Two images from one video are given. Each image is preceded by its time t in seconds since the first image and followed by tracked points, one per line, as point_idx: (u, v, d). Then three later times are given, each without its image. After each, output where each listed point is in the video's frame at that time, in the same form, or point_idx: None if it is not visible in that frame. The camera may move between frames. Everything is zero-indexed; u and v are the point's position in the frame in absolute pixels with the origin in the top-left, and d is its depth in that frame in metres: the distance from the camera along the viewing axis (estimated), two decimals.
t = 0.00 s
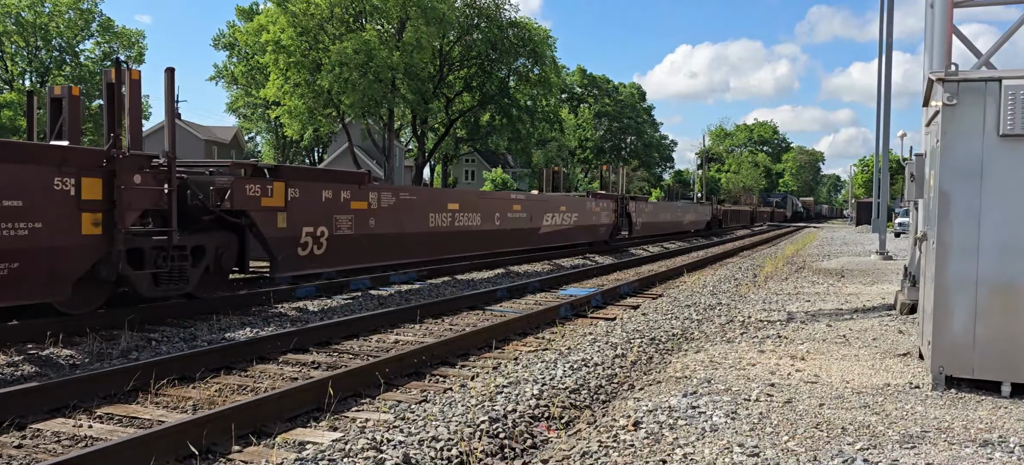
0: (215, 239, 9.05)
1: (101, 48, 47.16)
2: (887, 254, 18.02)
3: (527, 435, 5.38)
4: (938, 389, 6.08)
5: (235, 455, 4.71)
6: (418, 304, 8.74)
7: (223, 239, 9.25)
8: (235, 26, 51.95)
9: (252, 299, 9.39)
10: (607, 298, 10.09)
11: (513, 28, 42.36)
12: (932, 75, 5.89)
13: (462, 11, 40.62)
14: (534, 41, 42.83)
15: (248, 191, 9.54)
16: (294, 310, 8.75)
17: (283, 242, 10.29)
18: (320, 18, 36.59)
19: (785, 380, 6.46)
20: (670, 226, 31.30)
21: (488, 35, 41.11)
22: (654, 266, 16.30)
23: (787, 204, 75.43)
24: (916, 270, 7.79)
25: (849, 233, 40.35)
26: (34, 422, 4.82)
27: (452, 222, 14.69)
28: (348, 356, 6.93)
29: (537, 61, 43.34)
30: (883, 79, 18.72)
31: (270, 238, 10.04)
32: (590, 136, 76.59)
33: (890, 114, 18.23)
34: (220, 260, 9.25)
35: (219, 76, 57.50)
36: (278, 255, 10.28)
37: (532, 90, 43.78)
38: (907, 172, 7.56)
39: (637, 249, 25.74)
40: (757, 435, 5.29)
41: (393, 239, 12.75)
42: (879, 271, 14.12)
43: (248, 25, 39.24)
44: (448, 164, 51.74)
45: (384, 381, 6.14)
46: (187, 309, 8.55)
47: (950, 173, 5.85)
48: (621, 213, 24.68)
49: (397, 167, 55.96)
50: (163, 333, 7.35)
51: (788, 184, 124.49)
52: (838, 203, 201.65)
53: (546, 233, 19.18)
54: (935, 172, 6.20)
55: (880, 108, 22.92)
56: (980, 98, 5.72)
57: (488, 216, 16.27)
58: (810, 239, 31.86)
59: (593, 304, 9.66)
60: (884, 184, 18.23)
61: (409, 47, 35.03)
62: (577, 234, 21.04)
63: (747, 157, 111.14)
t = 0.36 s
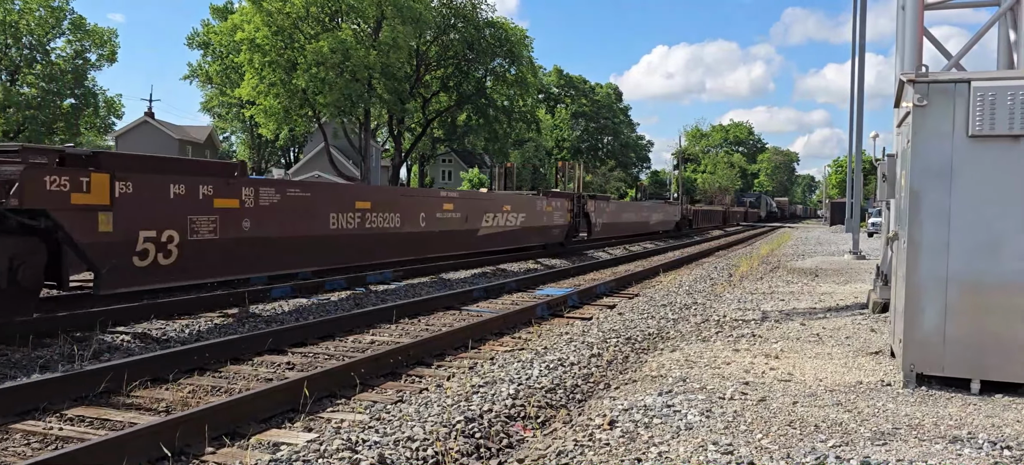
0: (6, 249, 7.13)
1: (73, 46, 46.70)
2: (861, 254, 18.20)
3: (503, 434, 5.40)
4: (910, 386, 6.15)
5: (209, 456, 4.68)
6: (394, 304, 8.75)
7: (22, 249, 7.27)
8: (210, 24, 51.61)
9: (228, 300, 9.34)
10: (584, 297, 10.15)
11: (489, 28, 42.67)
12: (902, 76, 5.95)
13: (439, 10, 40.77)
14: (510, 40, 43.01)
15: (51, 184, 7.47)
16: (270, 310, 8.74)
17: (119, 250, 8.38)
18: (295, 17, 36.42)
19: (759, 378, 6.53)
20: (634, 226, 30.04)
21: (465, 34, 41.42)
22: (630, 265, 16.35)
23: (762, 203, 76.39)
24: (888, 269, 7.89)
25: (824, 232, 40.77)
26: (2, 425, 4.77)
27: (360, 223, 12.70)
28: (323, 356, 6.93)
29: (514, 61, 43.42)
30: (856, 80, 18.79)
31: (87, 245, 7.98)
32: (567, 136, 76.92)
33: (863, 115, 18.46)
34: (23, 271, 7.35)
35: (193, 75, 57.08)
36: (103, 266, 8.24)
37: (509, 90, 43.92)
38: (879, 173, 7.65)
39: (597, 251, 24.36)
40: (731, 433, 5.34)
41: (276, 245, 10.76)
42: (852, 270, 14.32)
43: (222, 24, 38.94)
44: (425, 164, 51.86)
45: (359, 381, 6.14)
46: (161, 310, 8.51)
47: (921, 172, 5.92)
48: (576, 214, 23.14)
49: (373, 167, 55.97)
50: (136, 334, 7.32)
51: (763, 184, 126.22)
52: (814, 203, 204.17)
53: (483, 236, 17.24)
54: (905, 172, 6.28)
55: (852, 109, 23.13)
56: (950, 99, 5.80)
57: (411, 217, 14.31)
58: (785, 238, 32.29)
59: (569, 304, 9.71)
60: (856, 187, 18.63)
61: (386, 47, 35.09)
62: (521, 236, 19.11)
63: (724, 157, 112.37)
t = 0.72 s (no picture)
0: None
1: (45, 46, 46.45)
2: (835, 255, 18.39)
3: (480, 436, 5.40)
4: (882, 385, 6.22)
5: (183, 459, 4.64)
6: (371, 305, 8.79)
7: None
8: (184, 24, 51.36)
9: (204, 302, 9.31)
10: (561, 298, 10.20)
11: (467, 29, 43.25)
12: (875, 79, 6.01)
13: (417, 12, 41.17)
14: (488, 41, 43.78)
15: None
16: (246, 312, 8.71)
17: None
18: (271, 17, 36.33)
19: (735, 378, 6.59)
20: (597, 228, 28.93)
21: (443, 36, 41.98)
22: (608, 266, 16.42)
23: (739, 205, 77.29)
24: (862, 269, 8.01)
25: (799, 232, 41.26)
26: None
27: (240, 227, 11.11)
28: (299, 357, 6.95)
29: (491, 62, 44.21)
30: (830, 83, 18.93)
31: None
32: (545, 137, 77.15)
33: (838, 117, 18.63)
34: None
35: (167, 75, 56.73)
36: None
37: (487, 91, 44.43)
38: (853, 174, 7.75)
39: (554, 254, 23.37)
40: (707, 432, 5.37)
41: (112, 254, 9.07)
42: (826, 270, 14.52)
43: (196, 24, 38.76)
44: (403, 165, 52.00)
45: (335, 383, 6.12)
46: (136, 313, 8.45)
47: (893, 173, 5.97)
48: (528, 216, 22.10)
49: (351, 168, 55.99)
50: (109, 337, 7.27)
51: (739, 185, 127.86)
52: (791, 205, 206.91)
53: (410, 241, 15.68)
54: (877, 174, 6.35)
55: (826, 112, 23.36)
56: (921, 101, 5.86)
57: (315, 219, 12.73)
58: (761, 239, 32.69)
59: (547, 304, 9.75)
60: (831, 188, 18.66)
61: (363, 48, 35.22)
62: (458, 240, 17.59)
63: (701, 158, 113.51)
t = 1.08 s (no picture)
0: None
1: (24, 46, 46.14)
2: (817, 256, 18.54)
3: (463, 437, 5.38)
4: (862, 385, 6.27)
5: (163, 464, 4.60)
6: (354, 308, 8.83)
7: None
8: (166, 25, 51.13)
9: (186, 304, 9.28)
10: (545, 300, 10.26)
11: (450, 30, 43.44)
12: (854, 82, 6.06)
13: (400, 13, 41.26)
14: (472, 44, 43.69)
15: None
16: (228, 315, 8.75)
17: None
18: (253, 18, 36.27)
19: (717, 379, 6.64)
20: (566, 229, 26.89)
21: (427, 37, 42.00)
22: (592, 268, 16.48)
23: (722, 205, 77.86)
24: (842, 270, 8.10)
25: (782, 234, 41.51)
26: None
27: (69, 233, 8.42)
28: (282, 361, 6.98)
29: (476, 64, 44.22)
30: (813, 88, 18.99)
31: None
32: (529, 139, 77.17)
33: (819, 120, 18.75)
34: None
35: (148, 76, 56.49)
36: None
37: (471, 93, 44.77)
38: (834, 175, 7.80)
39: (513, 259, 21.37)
40: (689, 432, 5.40)
41: None
42: (809, 271, 14.65)
43: (177, 25, 38.54)
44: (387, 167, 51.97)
45: (318, 386, 6.12)
46: (117, 315, 8.42)
47: (873, 174, 6.00)
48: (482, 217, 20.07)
49: (334, 169, 56.01)
50: (89, 341, 7.26)
51: (722, 186, 128.88)
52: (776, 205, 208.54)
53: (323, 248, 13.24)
54: (857, 176, 6.39)
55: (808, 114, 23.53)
56: (900, 103, 5.90)
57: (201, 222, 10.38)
58: (745, 239, 32.97)
59: (531, 306, 9.79)
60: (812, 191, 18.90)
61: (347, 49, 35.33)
62: (392, 246, 15.31)
63: (685, 160, 114.28)
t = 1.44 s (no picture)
0: None
1: (9, 47, 45.92)
2: (806, 256, 18.63)
3: (453, 439, 5.36)
4: (850, 384, 6.30)
5: None
6: (344, 310, 8.84)
7: None
8: (153, 27, 50.98)
9: (173, 307, 9.24)
10: (535, 301, 10.27)
11: (440, 31, 43.60)
12: (840, 83, 6.09)
13: (389, 15, 41.31)
14: (461, 45, 44.01)
15: None
16: (215, 317, 8.74)
17: None
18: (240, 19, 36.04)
19: (706, 379, 6.66)
20: (538, 231, 25.28)
21: (416, 38, 42.11)
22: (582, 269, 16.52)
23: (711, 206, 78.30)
24: (830, 270, 8.15)
25: (770, 235, 41.74)
26: None
27: None
28: (271, 363, 6.98)
29: (464, 65, 44.49)
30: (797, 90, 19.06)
31: None
32: (519, 140, 77.16)
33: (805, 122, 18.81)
34: None
35: (135, 78, 56.29)
36: None
37: (460, 94, 45.01)
38: (822, 176, 7.84)
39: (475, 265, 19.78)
40: (679, 433, 5.41)
41: None
42: (797, 271, 14.72)
43: (164, 26, 38.39)
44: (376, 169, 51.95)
45: (306, 388, 6.11)
46: (103, 318, 8.38)
47: (859, 175, 6.04)
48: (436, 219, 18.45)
49: (323, 171, 56.06)
50: (75, 344, 7.24)
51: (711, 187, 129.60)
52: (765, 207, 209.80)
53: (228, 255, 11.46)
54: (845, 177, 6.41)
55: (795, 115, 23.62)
56: (885, 103, 5.94)
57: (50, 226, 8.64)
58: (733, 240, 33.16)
59: (521, 307, 9.80)
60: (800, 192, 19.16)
61: (337, 52, 35.40)
62: (321, 252, 13.59)
63: (674, 161, 114.87)
